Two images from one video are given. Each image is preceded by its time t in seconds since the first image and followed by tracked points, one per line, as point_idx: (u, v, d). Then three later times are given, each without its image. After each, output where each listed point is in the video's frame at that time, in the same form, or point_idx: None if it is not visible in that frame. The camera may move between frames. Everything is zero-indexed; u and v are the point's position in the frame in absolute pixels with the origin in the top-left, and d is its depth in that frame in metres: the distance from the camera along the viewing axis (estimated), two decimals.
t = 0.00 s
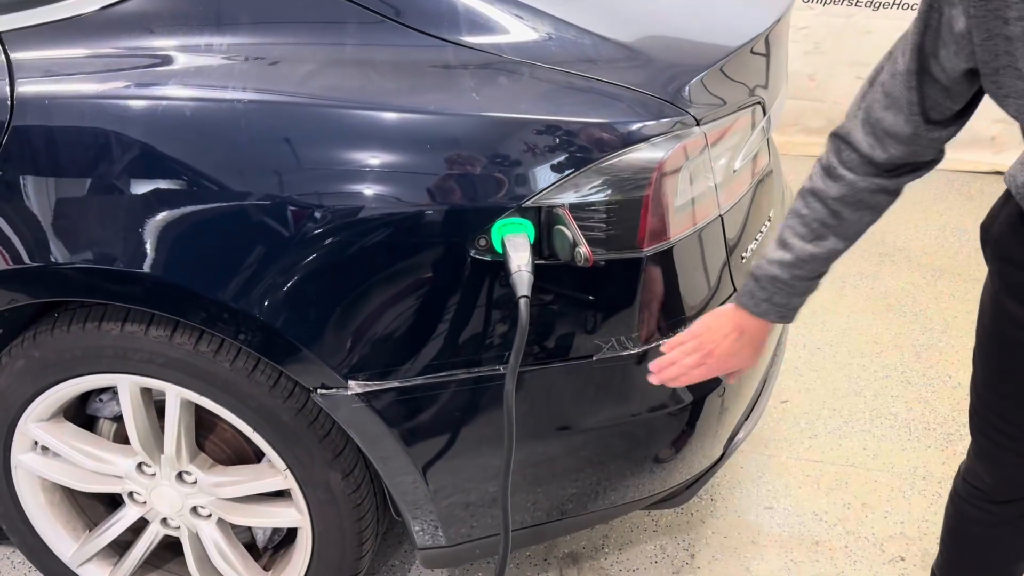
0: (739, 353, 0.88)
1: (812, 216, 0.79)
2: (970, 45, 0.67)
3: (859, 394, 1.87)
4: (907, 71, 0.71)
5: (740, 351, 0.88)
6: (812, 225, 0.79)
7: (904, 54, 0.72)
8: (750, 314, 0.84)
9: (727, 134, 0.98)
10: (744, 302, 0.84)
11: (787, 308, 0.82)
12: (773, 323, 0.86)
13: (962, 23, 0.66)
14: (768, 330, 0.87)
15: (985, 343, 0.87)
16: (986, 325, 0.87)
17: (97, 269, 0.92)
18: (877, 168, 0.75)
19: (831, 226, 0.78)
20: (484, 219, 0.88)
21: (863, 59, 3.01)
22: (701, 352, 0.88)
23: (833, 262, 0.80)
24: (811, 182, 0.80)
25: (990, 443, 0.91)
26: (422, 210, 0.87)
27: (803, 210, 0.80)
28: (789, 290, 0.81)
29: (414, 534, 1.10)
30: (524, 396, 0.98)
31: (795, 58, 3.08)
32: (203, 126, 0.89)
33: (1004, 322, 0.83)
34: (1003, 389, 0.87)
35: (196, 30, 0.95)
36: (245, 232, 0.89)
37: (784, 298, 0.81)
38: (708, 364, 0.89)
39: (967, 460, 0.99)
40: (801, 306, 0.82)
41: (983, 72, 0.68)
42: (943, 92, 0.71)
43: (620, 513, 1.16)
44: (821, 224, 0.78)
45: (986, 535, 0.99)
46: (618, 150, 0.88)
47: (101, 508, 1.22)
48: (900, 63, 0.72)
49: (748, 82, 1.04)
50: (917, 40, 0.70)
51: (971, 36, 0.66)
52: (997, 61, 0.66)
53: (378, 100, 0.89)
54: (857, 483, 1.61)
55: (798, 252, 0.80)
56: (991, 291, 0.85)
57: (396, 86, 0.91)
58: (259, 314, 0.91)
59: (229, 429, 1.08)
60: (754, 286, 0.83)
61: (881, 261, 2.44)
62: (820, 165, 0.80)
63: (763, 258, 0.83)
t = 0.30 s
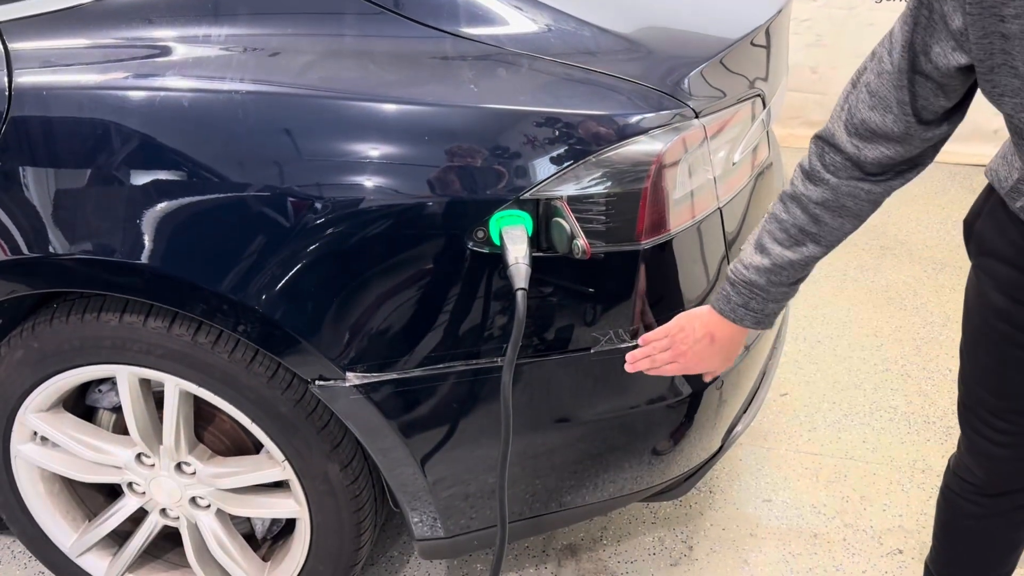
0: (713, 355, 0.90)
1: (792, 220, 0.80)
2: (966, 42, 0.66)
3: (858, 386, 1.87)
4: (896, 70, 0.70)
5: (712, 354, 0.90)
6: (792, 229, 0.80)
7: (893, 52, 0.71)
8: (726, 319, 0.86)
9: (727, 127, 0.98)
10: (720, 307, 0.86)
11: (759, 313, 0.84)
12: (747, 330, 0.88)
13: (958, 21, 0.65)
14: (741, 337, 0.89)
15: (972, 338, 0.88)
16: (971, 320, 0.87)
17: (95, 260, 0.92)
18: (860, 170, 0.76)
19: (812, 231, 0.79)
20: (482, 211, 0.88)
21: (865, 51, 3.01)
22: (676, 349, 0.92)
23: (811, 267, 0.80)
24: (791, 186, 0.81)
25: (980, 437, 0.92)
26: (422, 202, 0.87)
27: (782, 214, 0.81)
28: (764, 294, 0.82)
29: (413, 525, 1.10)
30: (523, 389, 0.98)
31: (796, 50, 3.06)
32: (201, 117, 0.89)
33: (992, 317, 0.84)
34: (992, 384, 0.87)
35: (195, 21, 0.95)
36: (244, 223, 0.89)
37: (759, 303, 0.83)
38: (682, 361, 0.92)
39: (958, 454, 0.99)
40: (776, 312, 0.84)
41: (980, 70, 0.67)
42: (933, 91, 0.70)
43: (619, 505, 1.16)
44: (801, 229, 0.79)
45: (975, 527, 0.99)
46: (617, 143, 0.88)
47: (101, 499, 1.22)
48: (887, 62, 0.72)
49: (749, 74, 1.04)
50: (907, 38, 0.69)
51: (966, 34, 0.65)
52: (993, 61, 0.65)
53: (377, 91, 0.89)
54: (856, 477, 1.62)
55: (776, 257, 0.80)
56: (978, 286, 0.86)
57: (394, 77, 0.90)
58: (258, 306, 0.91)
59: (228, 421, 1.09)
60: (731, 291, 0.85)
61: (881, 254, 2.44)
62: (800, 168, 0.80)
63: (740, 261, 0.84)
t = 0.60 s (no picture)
0: (706, 352, 0.90)
1: (789, 215, 0.80)
2: (973, 31, 0.66)
3: (860, 382, 1.87)
4: (899, 61, 0.70)
5: (706, 349, 0.89)
6: (788, 224, 0.79)
7: (894, 43, 0.71)
8: (720, 316, 0.85)
9: (728, 121, 0.97)
10: (713, 304, 0.85)
11: (753, 309, 0.83)
12: (741, 327, 0.87)
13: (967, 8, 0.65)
14: (735, 334, 0.88)
15: (967, 338, 0.88)
16: (966, 322, 0.88)
17: (96, 254, 0.92)
18: (859, 163, 0.76)
19: (809, 226, 0.79)
20: (483, 206, 0.87)
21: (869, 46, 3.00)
22: (670, 343, 0.91)
23: (807, 262, 0.80)
24: (786, 180, 0.80)
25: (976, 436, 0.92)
26: (422, 196, 0.87)
27: (779, 209, 0.80)
28: (759, 291, 0.82)
29: (413, 520, 1.10)
30: (523, 383, 0.98)
31: (800, 45, 3.07)
32: (200, 110, 0.89)
33: (990, 316, 0.83)
34: (990, 383, 0.87)
35: (195, 14, 0.95)
36: (245, 217, 0.89)
37: (754, 299, 0.82)
38: (676, 354, 0.91)
39: (955, 452, 0.99)
40: (770, 308, 0.83)
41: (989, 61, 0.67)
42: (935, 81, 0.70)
43: (619, 500, 1.17)
44: (797, 224, 0.79)
45: (974, 526, 0.99)
46: (619, 137, 0.87)
47: (102, 492, 1.22)
48: (888, 53, 0.71)
49: (751, 68, 1.03)
50: (911, 27, 0.69)
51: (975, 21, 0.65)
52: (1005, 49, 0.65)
53: (377, 85, 0.89)
54: (857, 472, 1.62)
55: (772, 252, 0.80)
56: (974, 285, 0.85)
57: (395, 71, 0.90)
58: (259, 300, 0.91)
59: (228, 415, 1.09)
60: (725, 287, 0.84)
61: (883, 249, 2.43)
62: (795, 161, 0.80)
63: (735, 257, 0.83)
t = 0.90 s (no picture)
0: (712, 351, 0.89)
1: (794, 211, 0.79)
2: (979, 23, 0.65)
3: (861, 381, 1.87)
4: (905, 54, 0.69)
5: (712, 348, 0.89)
6: (794, 221, 0.79)
7: (899, 36, 0.70)
8: (726, 315, 0.85)
9: (730, 119, 0.97)
10: (719, 301, 0.85)
11: (759, 306, 0.83)
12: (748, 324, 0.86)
13: None
14: (741, 332, 0.88)
15: (967, 338, 0.87)
16: (965, 321, 0.87)
17: (95, 251, 0.92)
18: (864, 158, 0.75)
19: (815, 222, 0.78)
20: (483, 204, 0.87)
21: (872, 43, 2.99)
22: (676, 342, 0.90)
23: (814, 258, 0.80)
24: (792, 176, 0.80)
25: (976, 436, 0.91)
26: (423, 194, 0.87)
27: (784, 205, 0.80)
28: (765, 287, 0.81)
29: (413, 518, 1.10)
30: (523, 382, 0.98)
31: (803, 42, 3.09)
32: (200, 107, 0.88)
33: (991, 317, 0.83)
34: (988, 383, 0.87)
35: (195, 10, 0.95)
36: (245, 213, 0.89)
37: (760, 297, 0.82)
38: (681, 353, 0.91)
39: (955, 452, 0.99)
40: (776, 305, 0.83)
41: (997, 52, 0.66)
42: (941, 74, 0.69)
43: (619, 499, 1.16)
44: (804, 220, 0.79)
45: (974, 527, 0.99)
46: (620, 135, 0.87)
47: (102, 489, 1.23)
48: (893, 47, 0.71)
49: (753, 66, 1.03)
50: (916, 20, 0.68)
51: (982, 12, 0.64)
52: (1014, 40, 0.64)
53: (378, 82, 0.88)
54: (858, 471, 1.61)
55: (779, 248, 0.80)
56: (972, 284, 0.85)
57: (395, 68, 0.90)
58: (259, 298, 0.91)
59: (228, 412, 1.09)
60: (731, 285, 0.83)
61: (885, 247, 2.43)
62: (800, 157, 0.80)
63: (741, 254, 0.83)
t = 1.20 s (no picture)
0: (779, 344, 0.86)
1: (849, 196, 0.79)
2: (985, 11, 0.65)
3: (865, 383, 1.86)
4: (926, 46, 0.70)
5: (777, 341, 0.85)
6: (850, 204, 0.79)
7: (919, 31, 0.71)
8: (790, 302, 0.82)
9: (735, 121, 0.97)
10: (783, 289, 0.82)
11: (828, 292, 0.80)
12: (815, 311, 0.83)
13: None
14: (808, 320, 0.84)
15: (967, 339, 0.87)
16: (967, 322, 0.87)
17: (98, 251, 0.92)
18: (907, 148, 0.76)
19: (871, 205, 0.78)
20: (486, 205, 0.87)
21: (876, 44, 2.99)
22: (738, 336, 0.87)
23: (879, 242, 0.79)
24: (845, 165, 0.80)
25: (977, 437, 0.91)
26: (426, 195, 0.87)
27: (840, 192, 0.80)
28: (829, 273, 0.79)
29: (415, 519, 1.10)
30: (526, 384, 0.97)
31: (807, 43, 3.09)
32: (203, 108, 0.88)
33: (994, 318, 0.83)
34: (989, 384, 0.86)
35: (198, 11, 0.95)
36: (249, 214, 0.89)
37: (824, 282, 0.80)
38: (744, 349, 0.87)
39: (956, 453, 0.98)
40: (844, 292, 0.80)
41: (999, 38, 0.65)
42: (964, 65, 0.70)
43: (622, 501, 1.16)
44: (860, 203, 0.78)
45: (974, 528, 0.99)
46: (624, 136, 0.87)
47: (104, 489, 1.23)
48: (915, 40, 0.72)
49: (757, 67, 1.02)
50: (933, 13, 0.69)
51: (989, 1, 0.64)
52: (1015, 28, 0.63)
53: (381, 83, 0.88)
54: (861, 474, 1.61)
55: (840, 233, 0.79)
56: (972, 285, 0.85)
57: (398, 69, 0.89)
58: (262, 298, 0.91)
59: (231, 413, 1.09)
60: (794, 271, 0.81)
61: (889, 248, 2.42)
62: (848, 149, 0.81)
63: (800, 242, 0.82)
